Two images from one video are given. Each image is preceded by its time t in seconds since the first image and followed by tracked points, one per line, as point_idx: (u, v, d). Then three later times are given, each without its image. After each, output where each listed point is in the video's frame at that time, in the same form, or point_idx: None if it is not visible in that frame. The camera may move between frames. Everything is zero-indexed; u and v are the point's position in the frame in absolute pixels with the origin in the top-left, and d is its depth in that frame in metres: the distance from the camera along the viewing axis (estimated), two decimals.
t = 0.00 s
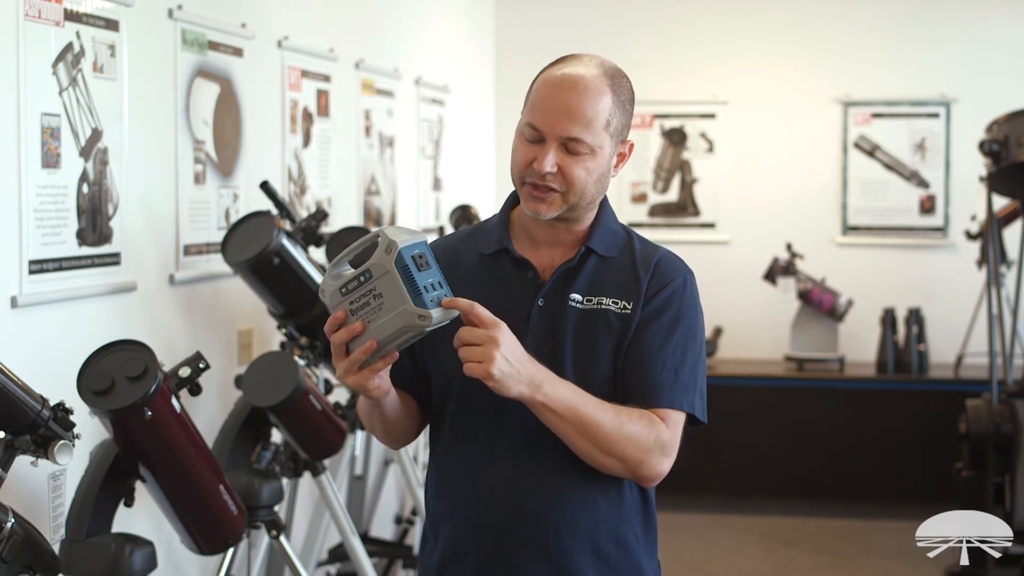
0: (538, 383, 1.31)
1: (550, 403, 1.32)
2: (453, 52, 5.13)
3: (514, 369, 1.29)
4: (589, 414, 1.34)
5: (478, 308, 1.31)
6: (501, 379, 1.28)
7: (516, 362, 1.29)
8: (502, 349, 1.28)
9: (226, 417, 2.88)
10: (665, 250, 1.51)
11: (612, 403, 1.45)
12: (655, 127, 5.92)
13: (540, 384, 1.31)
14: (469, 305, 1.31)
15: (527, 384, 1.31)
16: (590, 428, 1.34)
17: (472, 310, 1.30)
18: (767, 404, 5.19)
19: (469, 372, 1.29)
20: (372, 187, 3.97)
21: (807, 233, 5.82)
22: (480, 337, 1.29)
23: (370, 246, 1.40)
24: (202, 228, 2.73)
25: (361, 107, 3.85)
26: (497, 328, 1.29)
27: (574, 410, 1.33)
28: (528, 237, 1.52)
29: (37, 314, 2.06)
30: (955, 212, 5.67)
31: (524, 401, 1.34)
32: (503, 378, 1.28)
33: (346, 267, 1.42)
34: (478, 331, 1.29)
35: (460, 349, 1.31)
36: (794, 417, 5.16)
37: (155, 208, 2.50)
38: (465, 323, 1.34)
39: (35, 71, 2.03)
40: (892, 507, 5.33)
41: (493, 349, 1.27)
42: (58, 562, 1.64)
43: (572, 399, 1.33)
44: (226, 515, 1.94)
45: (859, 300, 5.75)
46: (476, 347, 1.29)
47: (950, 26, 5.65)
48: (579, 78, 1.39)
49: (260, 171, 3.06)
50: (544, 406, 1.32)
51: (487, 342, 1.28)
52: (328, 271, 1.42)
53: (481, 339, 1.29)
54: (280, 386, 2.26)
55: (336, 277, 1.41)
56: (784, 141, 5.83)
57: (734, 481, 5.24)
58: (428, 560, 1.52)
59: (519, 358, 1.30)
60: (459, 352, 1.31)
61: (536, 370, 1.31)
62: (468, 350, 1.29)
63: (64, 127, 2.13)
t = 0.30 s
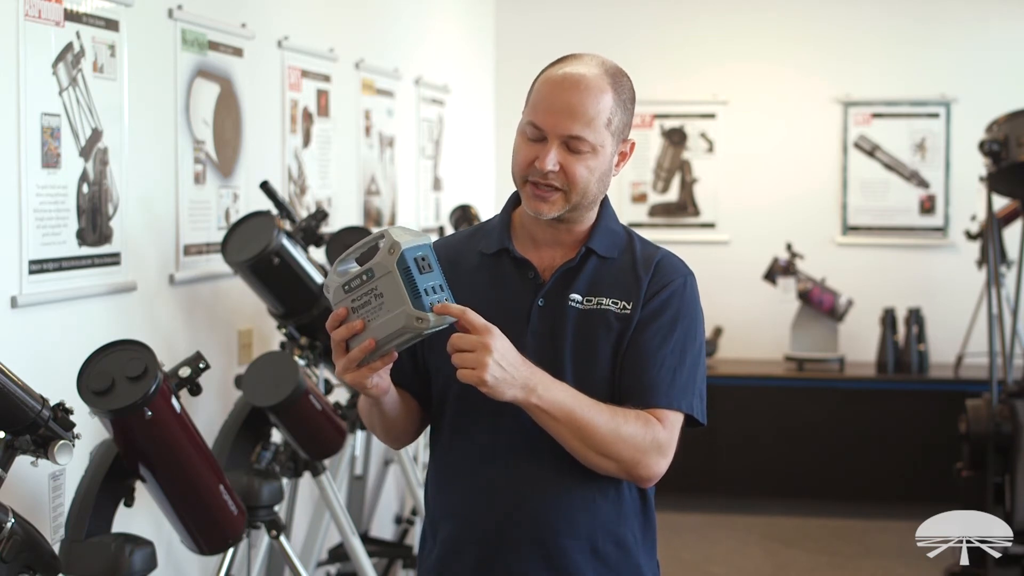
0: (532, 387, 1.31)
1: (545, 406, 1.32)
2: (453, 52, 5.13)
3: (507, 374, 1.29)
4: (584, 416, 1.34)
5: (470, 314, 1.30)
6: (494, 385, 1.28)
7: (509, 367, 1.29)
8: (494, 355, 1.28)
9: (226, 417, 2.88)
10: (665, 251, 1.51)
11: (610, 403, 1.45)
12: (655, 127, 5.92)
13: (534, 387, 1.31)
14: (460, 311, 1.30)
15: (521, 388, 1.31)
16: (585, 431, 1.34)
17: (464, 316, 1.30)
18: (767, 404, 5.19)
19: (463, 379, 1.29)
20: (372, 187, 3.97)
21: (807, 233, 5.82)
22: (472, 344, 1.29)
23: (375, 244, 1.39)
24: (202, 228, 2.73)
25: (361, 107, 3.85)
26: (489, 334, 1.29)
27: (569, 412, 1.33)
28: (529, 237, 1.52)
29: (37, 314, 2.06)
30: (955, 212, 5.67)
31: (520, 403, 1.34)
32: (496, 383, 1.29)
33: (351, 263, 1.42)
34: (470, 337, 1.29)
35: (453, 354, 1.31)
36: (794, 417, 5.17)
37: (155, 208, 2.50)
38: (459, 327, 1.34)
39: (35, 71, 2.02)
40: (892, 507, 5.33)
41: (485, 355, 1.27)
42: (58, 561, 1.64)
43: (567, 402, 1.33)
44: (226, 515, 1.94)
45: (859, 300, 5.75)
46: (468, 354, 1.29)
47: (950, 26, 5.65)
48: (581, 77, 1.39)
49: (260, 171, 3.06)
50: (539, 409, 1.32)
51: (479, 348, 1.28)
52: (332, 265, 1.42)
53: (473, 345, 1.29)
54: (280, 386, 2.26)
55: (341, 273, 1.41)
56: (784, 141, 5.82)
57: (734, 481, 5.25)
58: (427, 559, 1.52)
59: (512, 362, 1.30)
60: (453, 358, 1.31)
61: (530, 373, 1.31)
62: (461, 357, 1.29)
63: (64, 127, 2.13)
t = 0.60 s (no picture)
0: (530, 387, 1.31)
1: (542, 407, 1.32)
2: (453, 52, 5.13)
3: (505, 375, 1.29)
4: (581, 418, 1.34)
5: (468, 315, 1.30)
6: (492, 386, 1.28)
7: (507, 368, 1.29)
8: (492, 356, 1.28)
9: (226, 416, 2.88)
10: (665, 251, 1.51)
11: (609, 403, 1.45)
12: (655, 127, 5.92)
13: (532, 388, 1.31)
14: (458, 311, 1.30)
15: (519, 389, 1.31)
16: (583, 432, 1.34)
17: (462, 317, 1.30)
18: (767, 404, 5.19)
19: (461, 379, 1.29)
20: (372, 187, 3.97)
21: (807, 233, 5.82)
22: (470, 345, 1.29)
23: (373, 244, 1.39)
24: (202, 228, 2.73)
25: (361, 107, 3.85)
26: (488, 335, 1.29)
27: (567, 413, 1.33)
28: (529, 237, 1.52)
29: (37, 314, 2.06)
30: (955, 212, 5.67)
31: (518, 404, 1.34)
32: (494, 384, 1.29)
33: (350, 263, 1.42)
34: (468, 338, 1.29)
35: (451, 355, 1.31)
36: (794, 417, 5.17)
37: (155, 208, 2.50)
38: (457, 328, 1.34)
39: (35, 71, 2.03)
40: (892, 507, 5.33)
41: (483, 355, 1.27)
42: (58, 562, 1.64)
43: (565, 402, 1.33)
44: (225, 515, 1.94)
45: (859, 300, 5.75)
46: (466, 355, 1.29)
47: (950, 26, 5.65)
48: (582, 77, 1.39)
49: (260, 171, 3.06)
50: (537, 409, 1.33)
51: (477, 348, 1.28)
52: (331, 266, 1.43)
53: (471, 346, 1.29)
54: (280, 386, 2.26)
55: (340, 273, 1.41)
56: (784, 141, 5.82)
57: (735, 481, 5.24)
58: (427, 559, 1.52)
59: (510, 363, 1.30)
60: (451, 358, 1.31)
61: (528, 374, 1.31)
62: (460, 357, 1.29)
63: (64, 127, 2.13)
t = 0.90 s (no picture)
0: (530, 387, 1.31)
1: (542, 406, 1.32)
2: (453, 52, 5.13)
3: (506, 375, 1.29)
4: (582, 417, 1.34)
5: (469, 314, 1.30)
6: (492, 385, 1.28)
7: (507, 368, 1.29)
8: (492, 356, 1.28)
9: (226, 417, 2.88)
10: (666, 251, 1.51)
11: (608, 403, 1.45)
12: (655, 127, 5.92)
13: (532, 388, 1.31)
14: (458, 311, 1.30)
15: (519, 389, 1.31)
16: (583, 432, 1.34)
17: (462, 316, 1.30)
18: (767, 404, 5.19)
19: (461, 379, 1.29)
20: (372, 187, 3.97)
21: (807, 233, 5.82)
22: (470, 344, 1.29)
23: (373, 244, 1.39)
24: (202, 228, 2.73)
25: (361, 107, 3.85)
26: (488, 334, 1.29)
27: (568, 413, 1.33)
28: (529, 237, 1.52)
29: (37, 314, 2.06)
30: (955, 212, 5.67)
31: (517, 404, 1.34)
32: (494, 384, 1.29)
33: (350, 262, 1.42)
34: (468, 337, 1.29)
35: (451, 354, 1.31)
36: (794, 417, 5.17)
37: (155, 208, 2.50)
38: (458, 328, 1.34)
39: (35, 71, 2.03)
40: (892, 507, 5.33)
41: (483, 355, 1.27)
42: (58, 561, 1.64)
43: (565, 402, 1.33)
44: (225, 515, 1.94)
45: (859, 300, 5.75)
46: (466, 354, 1.29)
47: (950, 26, 5.65)
48: (582, 77, 1.39)
49: (260, 171, 3.06)
50: (537, 409, 1.33)
51: (477, 348, 1.28)
52: (331, 266, 1.43)
53: (472, 345, 1.28)
54: (280, 386, 2.26)
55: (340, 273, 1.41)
56: (784, 141, 5.82)
57: (735, 481, 5.25)
58: (427, 559, 1.52)
59: (511, 363, 1.30)
60: (451, 358, 1.31)
61: (529, 374, 1.31)
62: (460, 356, 1.29)
63: (64, 127, 2.13)
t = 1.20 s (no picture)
0: (530, 387, 1.31)
1: (543, 406, 1.32)
2: (453, 52, 5.13)
3: (506, 374, 1.29)
4: (582, 417, 1.34)
5: (469, 314, 1.30)
6: (493, 385, 1.28)
7: (508, 367, 1.29)
8: (493, 356, 1.28)
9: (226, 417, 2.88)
10: (666, 251, 1.51)
11: (608, 403, 1.45)
12: (655, 127, 5.92)
13: (532, 387, 1.31)
14: (458, 311, 1.30)
15: (520, 388, 1.31)
16: (583, 432, 1.34)
17: (462, 317, 1.30)
18: (767, 404, 5.19)
19: (462, 378, 1.29)
20: (372, 187, 3.97)
21: (807, 233, 5.82)
22: (471, 344, 1.28)
23: (373, 244, 1.39)
24: (202, 228, 2.73)
25: (361, 107, 3.85)
26: (488, 334, 1.29)
27: (569, 413, 1.33)
28: (529, 238, 1.52)
29: (37, 314, 2.06)
30: (955, 212, 5.67)
31: (517, 404, 1.34)
32: (495, 384, 1.29)
33: (350, 263, 1.42)
34: (469, 337, 1.29)
35: (451, 353, 1.31)
36: (794, 417, 5.17)
37: (155, 208, 2.50)
38: (458, 328, 1.34)
39: (35, 71, 2.03)
40: (891, 507, 5.33)
41: (484, 354, 1.28)
42: (58, 562, 1.64)
43: (565, 402, 1.33)
44: (225, 515, 1.94)
45: (859, 300, 5.75)
46: (466, 353, 1.29)
47: (950, 26, 5.65)
48: (581, 77, 1.39)
49: (260, 171, 3.06)
50: (537, 409, 1.32)
51: (478, 348, 1.28)
52: (332, 265, 1.43)
53: (472, 345, 1.28)
54: (280, 386, 2.26)
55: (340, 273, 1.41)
56: (784, 142, 5.82)
57: (734, 481, 5.25)
58: (426, 559, 1.52)
59: (511, 363, 1.30)
60: (452, 358, 1.31)
61: (529, 374, 1.31)
62: (460, 354, 1.29)
63: (64, 127, 2.13)
